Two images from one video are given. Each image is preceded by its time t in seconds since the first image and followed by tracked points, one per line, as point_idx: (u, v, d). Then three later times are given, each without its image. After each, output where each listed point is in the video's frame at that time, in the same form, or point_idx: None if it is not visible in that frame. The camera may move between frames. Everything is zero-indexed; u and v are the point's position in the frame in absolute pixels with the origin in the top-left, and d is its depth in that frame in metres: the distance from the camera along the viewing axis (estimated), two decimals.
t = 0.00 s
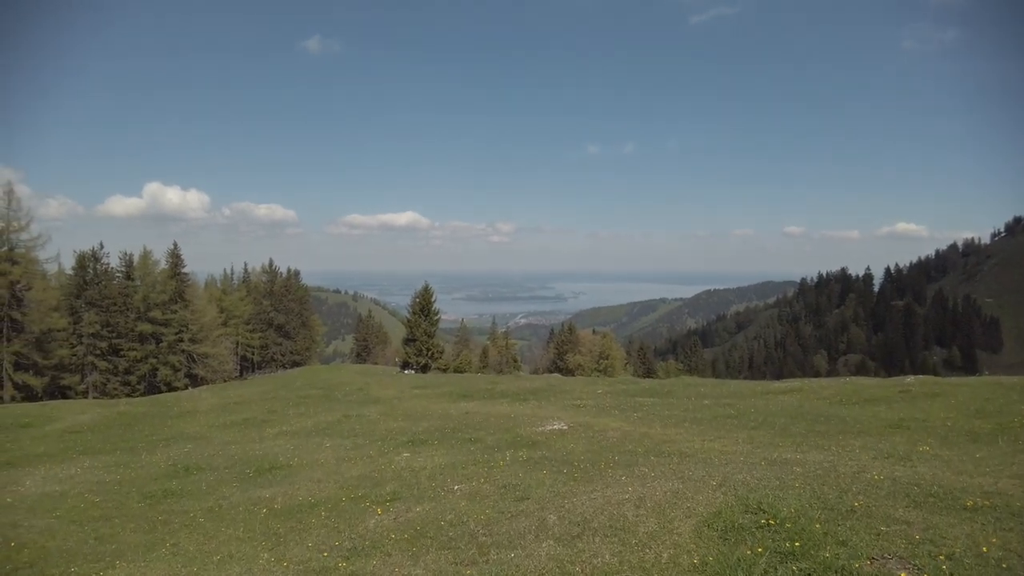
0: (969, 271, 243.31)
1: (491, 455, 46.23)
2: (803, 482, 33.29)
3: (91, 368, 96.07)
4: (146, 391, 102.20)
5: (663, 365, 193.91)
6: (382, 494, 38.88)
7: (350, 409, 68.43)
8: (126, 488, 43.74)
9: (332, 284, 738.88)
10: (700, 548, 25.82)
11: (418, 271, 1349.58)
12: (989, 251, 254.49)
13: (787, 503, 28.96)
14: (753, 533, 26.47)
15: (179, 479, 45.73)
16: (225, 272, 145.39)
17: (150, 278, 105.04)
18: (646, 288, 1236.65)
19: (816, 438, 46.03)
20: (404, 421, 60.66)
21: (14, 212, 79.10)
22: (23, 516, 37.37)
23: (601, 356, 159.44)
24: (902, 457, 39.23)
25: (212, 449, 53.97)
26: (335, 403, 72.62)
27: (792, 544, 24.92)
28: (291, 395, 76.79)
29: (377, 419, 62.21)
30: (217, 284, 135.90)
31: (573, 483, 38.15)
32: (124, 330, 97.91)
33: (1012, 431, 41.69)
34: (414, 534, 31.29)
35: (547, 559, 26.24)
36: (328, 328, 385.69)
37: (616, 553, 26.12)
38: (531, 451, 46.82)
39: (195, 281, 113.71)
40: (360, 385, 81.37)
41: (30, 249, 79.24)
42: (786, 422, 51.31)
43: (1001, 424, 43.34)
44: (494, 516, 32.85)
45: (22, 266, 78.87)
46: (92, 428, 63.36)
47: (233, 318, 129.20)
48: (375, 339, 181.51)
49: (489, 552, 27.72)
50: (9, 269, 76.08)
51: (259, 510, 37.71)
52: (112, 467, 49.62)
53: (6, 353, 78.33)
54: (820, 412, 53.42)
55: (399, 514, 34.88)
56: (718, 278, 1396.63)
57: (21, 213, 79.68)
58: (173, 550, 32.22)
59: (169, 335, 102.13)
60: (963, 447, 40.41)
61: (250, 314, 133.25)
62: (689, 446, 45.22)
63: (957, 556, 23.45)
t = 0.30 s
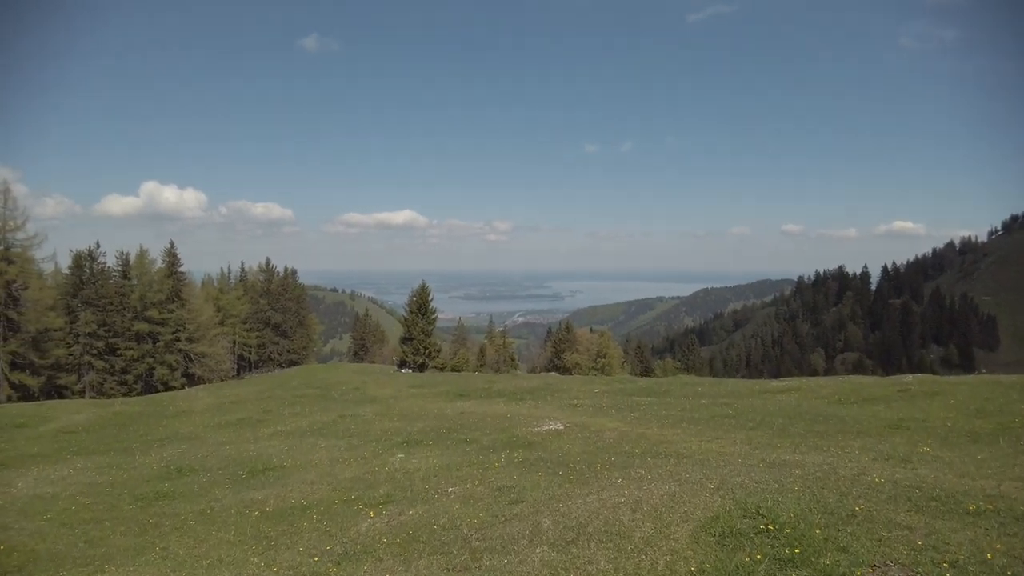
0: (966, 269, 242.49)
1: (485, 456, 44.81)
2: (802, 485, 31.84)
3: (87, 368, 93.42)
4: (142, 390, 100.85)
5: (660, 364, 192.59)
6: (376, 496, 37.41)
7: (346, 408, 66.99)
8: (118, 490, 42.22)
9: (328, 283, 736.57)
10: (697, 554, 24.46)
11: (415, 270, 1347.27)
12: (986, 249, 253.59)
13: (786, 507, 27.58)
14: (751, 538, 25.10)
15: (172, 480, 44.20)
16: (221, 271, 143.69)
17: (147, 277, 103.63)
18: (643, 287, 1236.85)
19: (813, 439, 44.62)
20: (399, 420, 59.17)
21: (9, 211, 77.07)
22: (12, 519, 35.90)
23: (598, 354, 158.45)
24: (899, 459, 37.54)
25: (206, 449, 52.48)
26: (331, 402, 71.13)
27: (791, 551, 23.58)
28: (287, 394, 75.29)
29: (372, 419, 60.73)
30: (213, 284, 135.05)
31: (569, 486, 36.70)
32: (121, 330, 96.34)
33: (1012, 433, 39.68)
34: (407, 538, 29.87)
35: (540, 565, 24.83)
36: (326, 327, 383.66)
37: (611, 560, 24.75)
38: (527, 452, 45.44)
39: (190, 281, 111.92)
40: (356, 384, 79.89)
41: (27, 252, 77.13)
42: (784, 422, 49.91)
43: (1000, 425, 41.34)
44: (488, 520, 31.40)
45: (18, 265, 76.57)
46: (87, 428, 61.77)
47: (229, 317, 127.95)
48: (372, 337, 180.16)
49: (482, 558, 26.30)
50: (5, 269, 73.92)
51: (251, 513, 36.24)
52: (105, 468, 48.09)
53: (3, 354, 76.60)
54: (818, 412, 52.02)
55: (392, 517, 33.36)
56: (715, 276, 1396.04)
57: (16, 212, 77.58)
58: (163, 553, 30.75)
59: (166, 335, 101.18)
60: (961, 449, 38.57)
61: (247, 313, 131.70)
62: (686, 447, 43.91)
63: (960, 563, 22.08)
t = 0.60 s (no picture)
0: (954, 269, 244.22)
1: (473, 461, 43.88)
2: (791, 491, 31.14)
3: (76, 369, 92.17)
4: (131, 391, 98.46)
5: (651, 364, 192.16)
6: (363, 503, 36.51)
7: (334, 411, 65.90)
8: (104, 495, 41.07)
9: (319, 283, 733.95)
10: (685, 565, 23.82)
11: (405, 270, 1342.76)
12: (974, 249, 254.94)
13: (775, 516, 27.03)
14: (740, 548, 24.55)
15: (158, 486, 43.06)
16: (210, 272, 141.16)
17: (135, 278, 100.51)
18: (632, 287, 1239.59)
19: (802, 443, 43.76)
20: (388, 423, 58.18)
21: None
22: None
23: (588, 354, 157.82)
24: (887, 465, 36.32)
25: (193, 453, 51.34)
26: (320, 404, 70.05)
27: (780, 561, 23.00)
28: (276, 396, 74.06)
29: (361, 422, 59.70)
30: (201, 284, 132.14)
31: (557, 492, 35.88)
32: (109, 330, 94.13)
33: (994, 437, 38.08)
34: (394, 546, 29.00)
35: None
36: (316, 328, 380.63)
37: (598, 570, 24.06)
38: (515, 456, 44.62)
39: (180, 281, 108.81)
40: (345, 386, 78.79)
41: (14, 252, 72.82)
42: (773, 426, 49.39)
43: (988, 429, 39.68)
44: (476, 528, 30.52)
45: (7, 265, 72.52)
46: (75, 431, 60.40)
47: (218, 318, 125.21)
48: (362, 338, 178.69)
49: (468, 568, 25.50)
50: None
51: (238, 520, 35.23)
52: (91, 472, 46.90)
53: None
54: (806, 414, 51.47)
55: (380, 524, 32.46)
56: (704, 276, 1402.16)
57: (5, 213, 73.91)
58: (148, 561, 29.73)
59: (154, 336, 98.23)
60: (949, 452, 37.30)
61: (236, 313, 129.66)
62: (675, 452, 43.32)
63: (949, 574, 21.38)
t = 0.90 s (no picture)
0: (920, 268, 249.97)
1: (446, 462, 43.32)
2: (765, 490, 31.15)
3: (40, 372, 89.29)
4: (97, 395, 95.10)
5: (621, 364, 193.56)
6: (334, 505, 35.84)
7: (304, 413, 64.75)
8: (68, 500, 39.61)
9: (286, 283, 720.24)
10: (662, 562, 23.62)
11: (375, 271, 1329.38)
12: (939, 251, 262.20)
13: (750, 514, 27.10)
14: (717, 546, 24.45)
15: (124, 490, 41.67)
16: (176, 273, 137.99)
17: (101, 278, 97.00)
18: (602, 287, 1248.97)
19: (775, 442, 44.30)
20: (358, 425, 57.41)
21: None
22: None
23: (558, 355, 158.37)
24: (858, 462, 36.83)
25: (160, 457, 49.95)
26: (290, 406, 68.76)
27: (758, 559, 22.94)
28: (244, 399, 72.40)
29: (331, 424, 58.73)
30: (168, 284, 128.49)
31: (531, 493, 35.43)
32: (75, 332, 91.26)
33: (963, 435, 39.21)
34: (366, 549, 28.29)
35: None
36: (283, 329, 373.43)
37: (576, 569, 23.74)
38: (488, 457, 44.14)
39: (147, 281, 104.79)
40: (314, 387, 77.46)
41: None
42: (744, 424, 50.03)
43: (958, 427, 40.88)
44: (449, 530, 29.94)
45: None
46: (40, 435, 58.12)
47: (186, 320, 121.60)
48: (332, 339, 176.01)
49: (443, 570, 24.93)
50: None
51: (205, 524, 34.23)
52: (56, 476, 45.22)
53: None
54: (776, 413, 52.12)
55: (349, 528, 31.77)
56: (673, 277, 1420.79)
57: None
58: (114, 568, 28.64)
59: (121, 337, 95.03)
60: (921, 449, 38.22)
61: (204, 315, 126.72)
62: (647, 451, 43.29)
63: (927, 569, 21.50)
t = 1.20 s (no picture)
0: (840, 268, 264.70)
1: (380, 463, 41.36)
2: (703, 479, 30.24)
3: None
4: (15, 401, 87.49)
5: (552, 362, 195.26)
6: (266, 509, 33.73)
7: (231, 416, 61.53)
8: None
9: (207, 283, 688.74)
10: (606, 557, 22.43)
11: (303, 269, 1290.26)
12: (858, 252, 277.80)
13: (691, 506, 25.90)
14: (661, 540, 23.28)
15: (44, 498, 38.41)
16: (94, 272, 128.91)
17: (20, 279, 89.48)
18: (535, 287, 1261.69)
19: (709, 436, 42.17)
20: (288, 428, 55.11)
21: None
22: None
23: (489, 354, 157.92)
24: (794, 455, 34.83)
25: (82, 463, 46.49)
26: (216, 410, 65.27)
27: (702, 550, 21.90)
28: (168, 402, 68.28)
29: (259, 427, 55.99)
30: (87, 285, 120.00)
31: (469, 490, 33.38)
32: None
33: (890, 422, 37.42)
34: (301, 553, 26.54)
35: None
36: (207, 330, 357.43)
37: (518, 569, 22.39)
38: (422, 456, 42.33)
39: (68, 282, 97.35)
40: (240, 391, 73.46)
41: None
42: (677, 418, 48.30)
43: (885, 415, 39.11)
44: (387, 531, 28.03)
45: None
46: None
47: (108, 321, 113.57)
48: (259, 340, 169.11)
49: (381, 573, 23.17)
50: None
51: (132, 533, 31.77)
52: None
53: None
54: (708, 407, 50.96)
55: (283, 532, 29.93)
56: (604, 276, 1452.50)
57: None
58: None
59: (42, 340, 87.92)
60: (851, 437, 36.64)
61: (127, 316, 118.75)
62: (583, 447, 40.83)
63: (868, 552, 20.73)
